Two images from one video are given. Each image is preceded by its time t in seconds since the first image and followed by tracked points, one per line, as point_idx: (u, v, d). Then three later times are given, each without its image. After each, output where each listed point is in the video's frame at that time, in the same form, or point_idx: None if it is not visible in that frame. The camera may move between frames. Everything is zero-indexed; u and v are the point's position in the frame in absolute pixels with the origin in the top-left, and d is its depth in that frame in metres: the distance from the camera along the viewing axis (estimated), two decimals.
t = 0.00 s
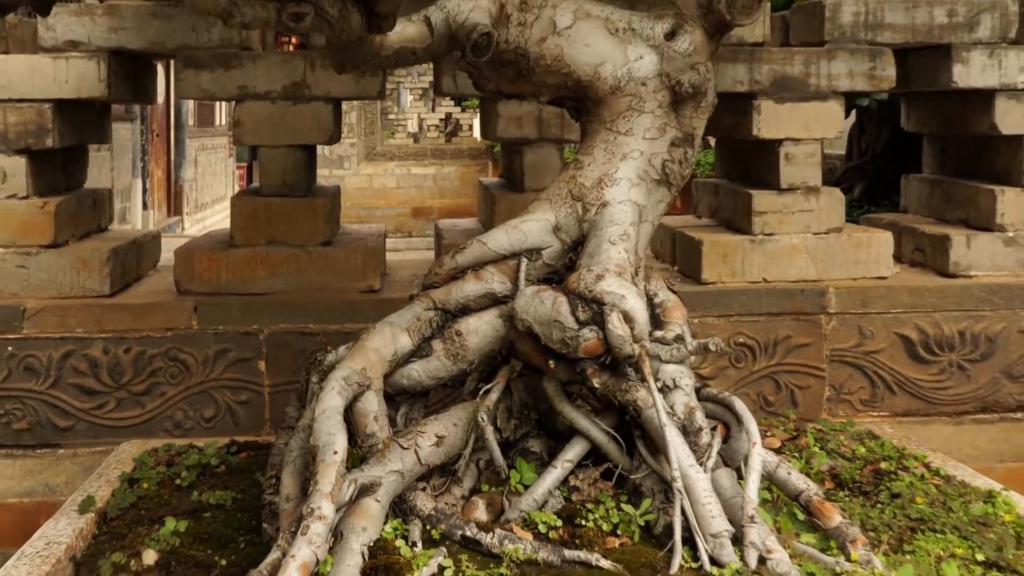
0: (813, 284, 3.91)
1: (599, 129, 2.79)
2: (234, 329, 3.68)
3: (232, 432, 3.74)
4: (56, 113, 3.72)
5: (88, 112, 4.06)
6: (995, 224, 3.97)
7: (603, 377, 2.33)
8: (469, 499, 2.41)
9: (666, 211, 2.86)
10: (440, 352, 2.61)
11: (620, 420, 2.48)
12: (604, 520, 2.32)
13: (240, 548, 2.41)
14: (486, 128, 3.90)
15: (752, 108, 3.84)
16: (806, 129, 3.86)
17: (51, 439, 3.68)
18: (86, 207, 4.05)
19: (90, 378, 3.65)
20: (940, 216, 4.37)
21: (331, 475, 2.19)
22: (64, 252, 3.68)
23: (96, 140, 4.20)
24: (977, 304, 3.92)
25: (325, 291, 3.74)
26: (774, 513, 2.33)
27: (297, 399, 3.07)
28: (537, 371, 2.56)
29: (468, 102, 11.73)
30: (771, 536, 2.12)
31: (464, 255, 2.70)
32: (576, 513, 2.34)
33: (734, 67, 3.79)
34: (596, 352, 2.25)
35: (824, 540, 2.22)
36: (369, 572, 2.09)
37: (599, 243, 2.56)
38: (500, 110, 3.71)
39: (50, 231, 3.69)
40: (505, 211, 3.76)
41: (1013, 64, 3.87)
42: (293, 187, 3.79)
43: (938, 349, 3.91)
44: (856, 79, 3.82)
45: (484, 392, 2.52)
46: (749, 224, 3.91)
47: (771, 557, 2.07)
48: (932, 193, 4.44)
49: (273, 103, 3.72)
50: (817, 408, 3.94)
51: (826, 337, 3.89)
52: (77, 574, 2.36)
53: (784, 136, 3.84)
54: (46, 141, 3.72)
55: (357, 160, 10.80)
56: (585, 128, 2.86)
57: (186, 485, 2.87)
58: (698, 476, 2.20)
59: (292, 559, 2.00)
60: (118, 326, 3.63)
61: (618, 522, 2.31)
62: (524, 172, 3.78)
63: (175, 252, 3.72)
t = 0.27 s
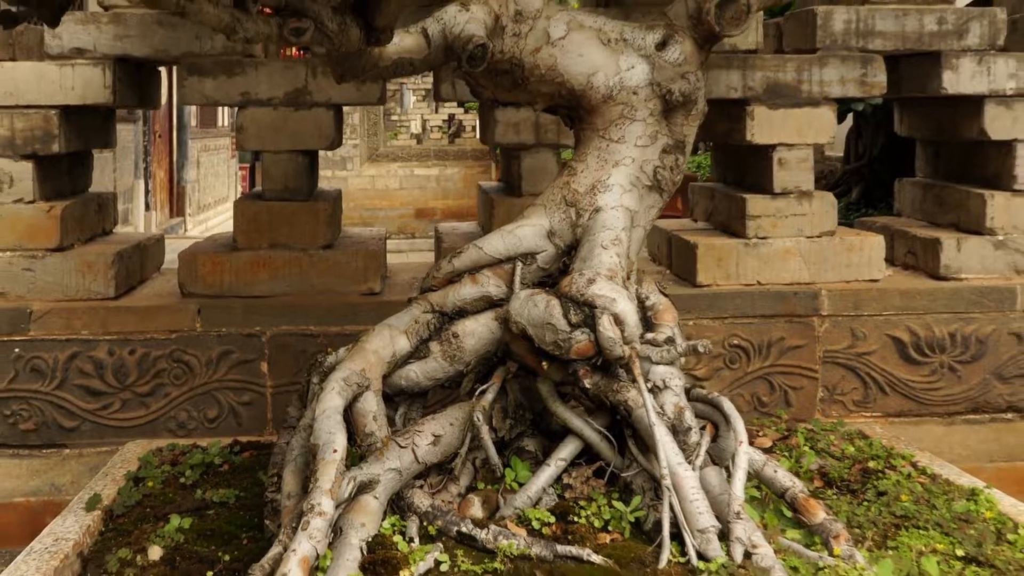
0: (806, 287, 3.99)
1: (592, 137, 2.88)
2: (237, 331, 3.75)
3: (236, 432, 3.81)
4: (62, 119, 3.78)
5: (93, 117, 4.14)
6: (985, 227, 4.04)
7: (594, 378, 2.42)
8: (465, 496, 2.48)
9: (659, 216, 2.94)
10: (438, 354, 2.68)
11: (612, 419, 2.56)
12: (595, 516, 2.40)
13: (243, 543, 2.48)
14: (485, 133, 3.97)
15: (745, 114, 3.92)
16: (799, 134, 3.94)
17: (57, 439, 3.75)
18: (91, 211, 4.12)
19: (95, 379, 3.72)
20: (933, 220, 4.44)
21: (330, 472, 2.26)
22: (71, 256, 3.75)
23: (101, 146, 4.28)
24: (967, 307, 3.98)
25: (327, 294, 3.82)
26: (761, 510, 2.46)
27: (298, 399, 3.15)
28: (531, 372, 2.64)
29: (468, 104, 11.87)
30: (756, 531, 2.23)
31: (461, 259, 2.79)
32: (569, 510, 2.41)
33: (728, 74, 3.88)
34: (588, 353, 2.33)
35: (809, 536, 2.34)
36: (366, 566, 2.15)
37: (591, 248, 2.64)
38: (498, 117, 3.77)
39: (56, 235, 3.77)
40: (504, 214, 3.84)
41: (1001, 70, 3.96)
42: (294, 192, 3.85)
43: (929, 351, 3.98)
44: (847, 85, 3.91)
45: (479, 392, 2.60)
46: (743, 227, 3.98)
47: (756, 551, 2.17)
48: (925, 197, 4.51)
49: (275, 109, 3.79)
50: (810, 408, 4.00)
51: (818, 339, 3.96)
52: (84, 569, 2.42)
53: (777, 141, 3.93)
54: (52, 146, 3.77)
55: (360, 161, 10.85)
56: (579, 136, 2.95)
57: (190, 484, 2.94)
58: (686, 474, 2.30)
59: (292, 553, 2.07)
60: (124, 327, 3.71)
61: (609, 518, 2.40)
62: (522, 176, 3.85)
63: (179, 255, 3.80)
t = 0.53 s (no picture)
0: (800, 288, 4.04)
1: (586, 143, 3.07)
2: (241, 331, 3.82)
3: (240, 430, 3.88)
4: (68, 123, 3.85)
5: (99, 120, 4.20)
6: (975, 230, 4.09)
7: (587, 378, 2.52)
8: (463, 494, 2.54)
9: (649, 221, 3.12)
10: (436, 354, 2.76)
11: (606, 418, 2.62)
12: (590, 514, 2.46)
13: (245, 540, 2.55)
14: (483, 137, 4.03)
15: (739, 118, 3.98)
16: (791, 139, 4.00)
17: (65, 437, 3.81)
18: (98, 212, 4.19)
19: (102, 379, 3.79)
20: (926, 223, 4.49)
21: (330, 470, 2.32)
22: (78, 257, 3.82)
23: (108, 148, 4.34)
24: (958, 308, 4.04)
25: (329, 294, 3.87)
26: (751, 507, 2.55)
27: (300, 398, 3.21)
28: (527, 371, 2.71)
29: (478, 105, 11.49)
30: (744, 528, 2.31)
31: (458, 262, 2.89)
32: (564, 507, 2.47)
33: (721, 79, 3.95)
34: (581, 354, 2.42)
35: (797, 533, 2.44)
36: (366, 561, 2.21)
37: (585, 250, 2.81)
38: (496, 120, 3.83)
39: (63, 236, 3.82)
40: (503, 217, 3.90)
41: (987, 77, 4.02)
42: (298, 194, 3.91)
43: (922, 351, 4.04)
44: (838, 91, 3.98)
45: (477, 391, 2.68)
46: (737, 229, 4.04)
47: (745, 547, 2.25)
48: (917, 200, 4.56)
49: (278, 113, 3.85)
50: (807, 407, 4.05)
51: (813, 339, 4.02)
52: (90, 565, 2.48)
53: (769, 145, 3.99)
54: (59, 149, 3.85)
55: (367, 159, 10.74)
56: (574, 142, 3.14)
57: (195, 481, 3.00)
58: (677, 472, 2.36)
59: (293, 549, 2.13)
60: (130, 327, 3.78)
61: (603, 515, 2.45)
62: (520, 179, 3.91)
63: (184, 256, 3.86)
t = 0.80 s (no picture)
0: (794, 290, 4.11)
1: (579, 150, 3.15)
2: (244, 331, 3.89)
3: (244, 429, 3.94)
4: (74, 126, 3.91)
5: (105, 122, 4.27)
6: (962, 234, 4.19)
7: (581, 378, 2.59)
8: (462, 491, 2.60)
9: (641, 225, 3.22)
10: (434, 353, 2.82)
11: (600, 418, 2.71)
12: (585, 510, 2.54)
13: (248, 536, 2.60)
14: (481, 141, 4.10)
15: (730, 124, 4.09)
16: (781, 144, 4.10)
17: (71, 435, 3.87)
18: (103, 213, 4.25)
19: (108, 377, 3.85)
20: (915, 226, 4.59)
21: (330, 467, 2.38)
22: (84, 257, 3.88)
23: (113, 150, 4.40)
24: (947, 310, 4.11)
25: (331, 294, 3.94)
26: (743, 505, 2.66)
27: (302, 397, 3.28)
28: (523, 371, 2.79)
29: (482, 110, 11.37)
30: (735, 526, 2.38)
31: (455, 264, 2.97)
32: (560, 504, 2.55)
33: (712, 86, 4.06)
34: (574, 355, 2.51)
35: (786, 529, 2.54)
36: (366, 556, 2.27)
37: (578, 253, 2.90)
38: (494, 125, 3.92)
39: (69, 236, 3.88)
40: (502, 220, 3.96)
41: (970, 85, 4.15)
42: (301, 197, 3.98)
43: (913, 352, 4.11)
44: (826, 98, 4.09)
45: (474, 392, 2.73)
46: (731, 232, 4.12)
47: (735, 544, 2.32)
48: (907, 204, 4.67)
49: (280, 117, 3.91)
50: (801, 407, 4.12)
51: (806, 341, 4.09)
52: (96, 560, 2.52)
53: (760, 150, 4.10)
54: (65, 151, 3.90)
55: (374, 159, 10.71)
56: (567, 148, 3.22)
57: (199, 479, 3.06)
58: (668, 470, 2.45)
59: (294, 544, 2.18)
60: (135, 326, 3.84)
61: (598, 512, 2.53)
62: (518, 183, 3.97)
63: (188, 256, 3.93)
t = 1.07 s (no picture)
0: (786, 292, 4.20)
1: (574, 156, 3.24)
2: (248, 331, 3.97)
3: (249, 428, 4.02)
4: (80, 130, 3.97)
5: (111, 126, 4.35)
6: (949, 238, 4.32)
7: (574, 377, 2.69)
8: (460, 488, 2.69)
9: (635, 228, 3.30)
10: (432, 354, 2.91)
11: (593, 417, 2.80)
12: (578, 507, 2.63)
13: (253, 531, 2.66)
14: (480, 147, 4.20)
15: (723, 130, 4.19)
16: (773, 149, 4.20)
17: (79, 434, 3.96)
18: (110, 215, 4.33)
19: (115, 377, 3.93)
20: (905, 230, 4.72)
21: (331, 463, 2.46)
22: (91, 259, 3.97)
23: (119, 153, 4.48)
24: (936, 312, 4.21)
25: (333, 296, 4.03)
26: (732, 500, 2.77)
27: (306, 396, 3.36)
28: (518, 371, 2.87)
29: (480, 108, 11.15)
30: (723, 522, 2.48)
31: (453, 266, 3.05)
32: (554, 501, 2.64)
33: (705, 93, 4.17)
34: (567, 355, 2.59)
35: (773, 525, 2.66)
36: (366, 550, 2.35)
37: (572, 257, 2.98)
38: (492, 130, 4.01)
39: (76, 239, 3.96)
40: (501, 223, 4.05)
41: (957, 92, 4.28)
42: (303, 200, 4.08)
43: (903, 353, 4.20)
44: (816, 104, 4.19)
45: (471, 391, 2.82)
46: (725, 236, 4.22)
47: (722, 538, 2.42)
48: (898, 208, 4.79)
49: (283, 122, 3.99)
50: (794, 407, 4.20)
51: (799, 342, 4.18)
52: (104, 555, 2.59)
53: (754, 155, 4.18)
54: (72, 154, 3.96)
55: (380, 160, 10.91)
56: (563, 154, 3.30)
57: (205, 477, 3.14)
58: (658, 467, 2.54)
59: (296, 538, 2.26)
60: (141, 327, 3.93)
61: (591, 508, 2.62)
62: (516, 187, 4.06)
63: (193, 258, 4.02)
